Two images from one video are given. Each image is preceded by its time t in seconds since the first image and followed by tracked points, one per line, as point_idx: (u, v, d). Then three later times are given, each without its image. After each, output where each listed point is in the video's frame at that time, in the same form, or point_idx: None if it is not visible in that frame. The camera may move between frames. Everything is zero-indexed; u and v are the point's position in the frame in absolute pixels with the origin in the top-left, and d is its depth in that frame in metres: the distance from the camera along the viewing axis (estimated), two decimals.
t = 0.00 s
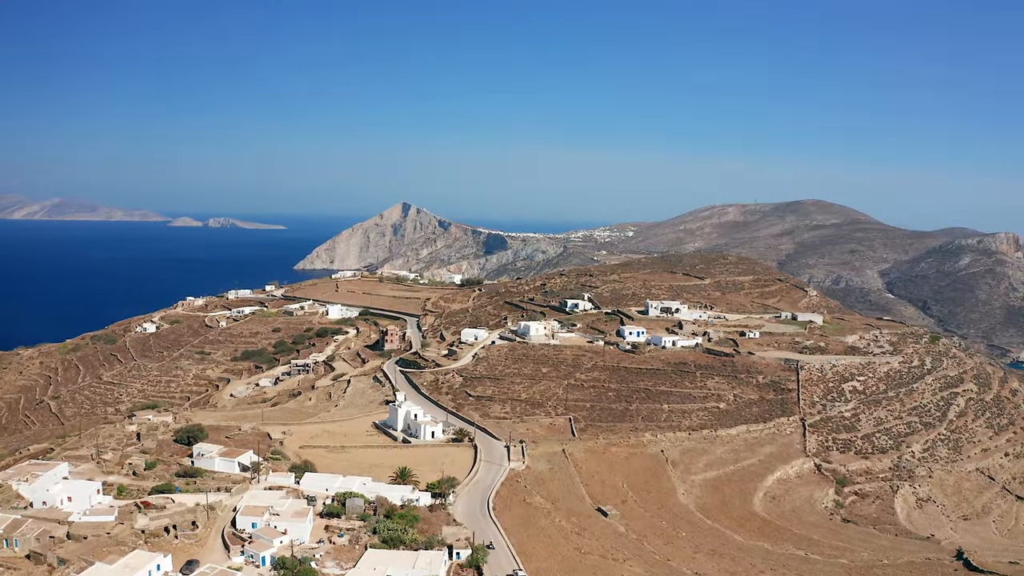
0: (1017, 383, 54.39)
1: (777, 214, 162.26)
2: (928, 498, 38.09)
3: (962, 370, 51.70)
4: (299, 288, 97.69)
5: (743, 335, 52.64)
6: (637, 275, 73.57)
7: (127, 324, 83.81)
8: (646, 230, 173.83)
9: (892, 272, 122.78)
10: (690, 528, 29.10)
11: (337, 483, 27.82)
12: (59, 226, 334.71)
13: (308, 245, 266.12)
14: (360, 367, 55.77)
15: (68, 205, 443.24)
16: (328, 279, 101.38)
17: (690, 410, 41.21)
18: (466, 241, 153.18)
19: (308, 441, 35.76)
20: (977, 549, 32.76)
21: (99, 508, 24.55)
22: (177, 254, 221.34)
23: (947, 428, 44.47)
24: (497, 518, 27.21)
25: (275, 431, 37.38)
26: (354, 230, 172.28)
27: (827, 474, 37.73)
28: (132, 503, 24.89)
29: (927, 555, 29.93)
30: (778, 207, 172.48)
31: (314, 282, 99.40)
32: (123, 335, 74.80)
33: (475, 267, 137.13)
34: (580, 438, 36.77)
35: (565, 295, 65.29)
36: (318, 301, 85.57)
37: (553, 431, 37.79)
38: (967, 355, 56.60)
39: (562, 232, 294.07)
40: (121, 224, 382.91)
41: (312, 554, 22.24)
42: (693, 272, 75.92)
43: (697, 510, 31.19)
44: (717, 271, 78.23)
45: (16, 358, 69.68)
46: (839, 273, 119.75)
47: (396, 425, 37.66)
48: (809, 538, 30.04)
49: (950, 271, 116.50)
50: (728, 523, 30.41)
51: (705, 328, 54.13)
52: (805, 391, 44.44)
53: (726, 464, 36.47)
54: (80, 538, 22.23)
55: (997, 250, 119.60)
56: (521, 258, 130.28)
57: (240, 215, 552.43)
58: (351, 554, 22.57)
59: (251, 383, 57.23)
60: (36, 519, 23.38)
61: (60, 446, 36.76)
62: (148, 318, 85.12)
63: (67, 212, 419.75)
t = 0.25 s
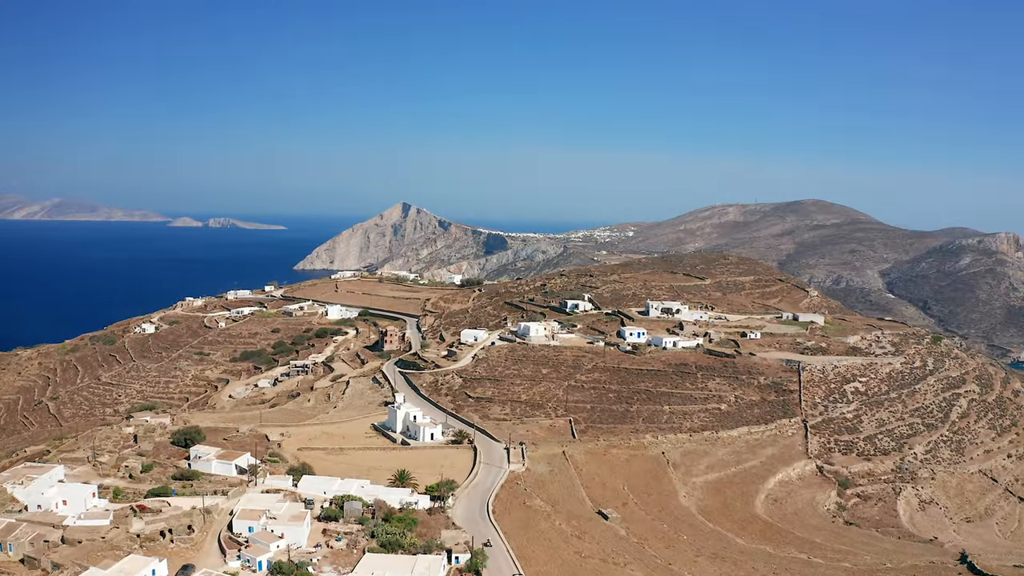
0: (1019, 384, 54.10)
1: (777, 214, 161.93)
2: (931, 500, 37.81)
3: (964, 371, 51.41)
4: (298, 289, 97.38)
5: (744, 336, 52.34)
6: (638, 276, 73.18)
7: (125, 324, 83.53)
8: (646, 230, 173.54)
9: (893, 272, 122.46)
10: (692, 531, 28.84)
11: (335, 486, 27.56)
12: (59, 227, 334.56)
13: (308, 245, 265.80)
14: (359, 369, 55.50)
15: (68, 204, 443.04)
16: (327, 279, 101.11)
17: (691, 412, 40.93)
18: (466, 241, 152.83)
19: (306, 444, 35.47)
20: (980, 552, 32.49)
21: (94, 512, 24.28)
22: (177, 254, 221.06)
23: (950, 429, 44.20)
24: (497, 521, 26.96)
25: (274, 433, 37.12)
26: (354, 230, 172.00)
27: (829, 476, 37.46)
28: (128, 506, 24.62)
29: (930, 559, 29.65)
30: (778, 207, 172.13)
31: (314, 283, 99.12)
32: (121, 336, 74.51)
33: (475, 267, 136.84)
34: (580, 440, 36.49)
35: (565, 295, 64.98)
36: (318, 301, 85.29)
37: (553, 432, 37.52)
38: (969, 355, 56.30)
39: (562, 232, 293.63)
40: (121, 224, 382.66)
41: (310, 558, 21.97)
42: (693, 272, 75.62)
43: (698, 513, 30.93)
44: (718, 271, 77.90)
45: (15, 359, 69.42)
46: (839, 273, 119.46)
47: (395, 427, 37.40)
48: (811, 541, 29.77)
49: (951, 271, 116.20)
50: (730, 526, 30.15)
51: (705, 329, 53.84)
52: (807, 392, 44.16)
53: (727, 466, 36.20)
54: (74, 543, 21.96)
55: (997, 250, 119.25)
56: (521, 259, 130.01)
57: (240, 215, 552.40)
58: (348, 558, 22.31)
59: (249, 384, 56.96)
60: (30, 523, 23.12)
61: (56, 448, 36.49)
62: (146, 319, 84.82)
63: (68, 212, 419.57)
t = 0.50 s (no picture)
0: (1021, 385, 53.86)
1: (777, 214, 161.63)
2: (934, 502, 37.53)
3: (966, 372, 51.13)
4: (298, 289, 97.07)
5: (745, 336, 52.06)
6: (638, 276, 72.94)
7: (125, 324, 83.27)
8: (646, 230, 173.26)
9: (893, 272, 122.17)
10: (693, 535, 28.62)
11: (333, 489, 27.30)
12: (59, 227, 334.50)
13: (308, 245, 265.51)
14: (358, 369, 55.25)
15: (69, 204, 443.05)
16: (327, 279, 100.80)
17: (692, 413, 40.68)
18: (466, 241, 152.58)
19: (306, 446, 35.27)
20: (984, 554, 32.22)
21: (90, 515, 24.01)
22: (177, 254, 221.14)
23: (952, 430, 43.93)
24: (497, 525, 26.65)
25: (272, 434, 36.88)
26: (354, 230, 171.75)
27: (831, 478, 37.22)
28: (123, 510, 24.37)
29: (934, 562, 29.38)
30: (778, 207, 171.81)
31: (313, 283, 98.88)
32: (121, 337, 74.28)
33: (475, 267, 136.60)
34: (580, 442, 36.23)
35: (565, 296, 64.66)
36: (317, 302, 85.06)
37: (552, 435, 37.28)
38: (970, 356, 56.04)
39: (562, 233, 293.30)
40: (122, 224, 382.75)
41: (306, 563, 21.74)
42: (693, 273, 75.29)
43: (698, 516, 30.65)
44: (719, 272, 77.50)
45: (13, 359, 69.20)
46: (839, 273, 119.21)
47: (394, 428, 37.17)
48: (813, 544, 29.49)
49: (951, 271, 115.91)
50: (731, 529, 29.88)
51: (706, 329, 53.57)
52: (808, 393, 43.91)
53: (728, 468, 35.94)
54: (68, 547, 21.66)
55: (998, 250, 118.94)
56: (520, 259, 129.65)
57: (241, 215, 552.38)
58: (346, 562, 22.08)
59: (248, 385, 56.70)
60: (24, 527, 22.83)
61: (54, 450, 36.22)
62: (147, 319, 84.57)
63: (69, 213, 419.57)
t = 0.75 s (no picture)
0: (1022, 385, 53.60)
1: (777, 213, 161.32)
2: (936, 504, 37.27)
3: (968, 373, 50.83)
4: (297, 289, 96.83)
5: (746, 337, 51.79)
6: (638, 276, 72.64)
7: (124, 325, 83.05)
8: (646, 230, 172.87)
9: (893, 272, 121.90)
10: (695, 537, 28.34)
11: (331, 492, 27.04)
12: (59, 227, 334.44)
13: (308, 246, 265.29)
14: (357, 370, 54.99)
15: (69, 204, 443.03)
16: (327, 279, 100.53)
17: (693, 414, 40.41)
18: (465, 241, 152.31)
19: (305, 448, 35.05)
20: (987, 557, 31.95)
21: (85, 518, 23.75)
22: (177, 254, 221.03)
23: (954, 432, 43.64)
24: (496, 528, 26.37)
25: (270, 436, 36.63)
26: (354, 230, 171.50)
27: (833, 479, 36.94)
28: (119, 513, 24.10)
29: (937, 565, 29.10)
30: (778, 207, 171.47)
31: (313, 283, 98.61)
32: (120, 337, 74.03)
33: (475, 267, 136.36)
34: (580, 443, 35.96)
35: (564, 296, 64.40)
36: (317, 302, 84.81)
37: (552, 436, 37.02)
38: (972, 356, 55.74)
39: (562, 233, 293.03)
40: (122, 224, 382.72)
41: (304, 566, 21.49)
42: (694, 272, 75.01)
43: (699, 518, 30.36)
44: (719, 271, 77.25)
45: (12, 360, 68.96)
46: (839, 273, 118.94)
47: (393, 430, 36.92)
48: (816, 547, 29.22)
49: (951, 271, 115.64)
50: (733, 532, 29.59)
51: (707, 330, 53.28)
52: (810, 394, 43.64)
53: (730, 469, 35.68)
54: (62, 552, 21.38)
55: (998, 250, 118.66)
56: (520, 259, 129.39)
57: (241, 215, 552.28)
58: (343, 566, 21.83)
59: (247, 385, 56.41)
60: (18, 531, 22.56)
61: (50, 452, 35.98)
62: (146, 319, 84.34)
63: (68, 213, 419.03)
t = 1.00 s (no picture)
0: None
1: (777, 213, 161.07)
2: (939, 506, 37.02)
3: (970, 373, 50.55)
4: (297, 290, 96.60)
5: (747, 338, 51.53)
6: (639, 276, 72.37)
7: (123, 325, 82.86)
8: (646, 230, 172.64)
9: (893, 272, 121.64)
10: (696, 541, 28.08)
11: (329, 494, 26.78)
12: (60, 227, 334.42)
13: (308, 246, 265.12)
14: (356, 371, 54.74)
15: (69, 203, 443.02)
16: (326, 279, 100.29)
17: (694, 415, 40.16)
18: (465, 241, 152.07)
19: (303, 449, 34.79)
20: (990, 559, 31.72)
21: (80, 522, 23.48)
22: (177, 254, 220.90)
23: (957, 433, 43.36)
24: (495, 531, 26.11)
25: (268, 438, 36.37)
26: (354, 230, 171.28)
27: (835, 481, 36.67)
28: (114, 516, 23.82)
29: (940, 568, 28.84)
30: (778, 207, 171.20)
31: (312, 283, 98.39)
32: (118, 338, 73.78)
33: (475, 267, 136.15)
34: (581, 445, 35.72)
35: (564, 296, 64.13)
36: (316, 303, 84.57)
37: (552, 437, 36.77)
38: (974, 357, 55.48)
39: (562, 232, 292.85)
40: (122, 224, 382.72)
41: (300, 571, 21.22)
42: (694, 272, 74.76)
43: (700, 521, 30.09)
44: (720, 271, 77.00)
45: (10, 360, 68.72)
46: (839, 273, 118.69)
47: (391, 431, 36.67)
48: (818, 550, 28.98)
49: (951, 270, 115.39)
50: (735, 535, 29.31)
51: (708, 330, 53.04)
52: (811, 395, 43.38)
53: (731, 471, 35.41)
54: (56, 556, 21.09)
55: (998, 250, 118.40)
56: (520, 259, 129.15)
57: (241, 215, 552.06)
58: (341, 571, 21.56)
59: (246, 386, 56.12)
60: (12, 534, 22.29)
61: (47, 453, 35.72)
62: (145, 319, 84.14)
63: (69, 213, 418.66)
